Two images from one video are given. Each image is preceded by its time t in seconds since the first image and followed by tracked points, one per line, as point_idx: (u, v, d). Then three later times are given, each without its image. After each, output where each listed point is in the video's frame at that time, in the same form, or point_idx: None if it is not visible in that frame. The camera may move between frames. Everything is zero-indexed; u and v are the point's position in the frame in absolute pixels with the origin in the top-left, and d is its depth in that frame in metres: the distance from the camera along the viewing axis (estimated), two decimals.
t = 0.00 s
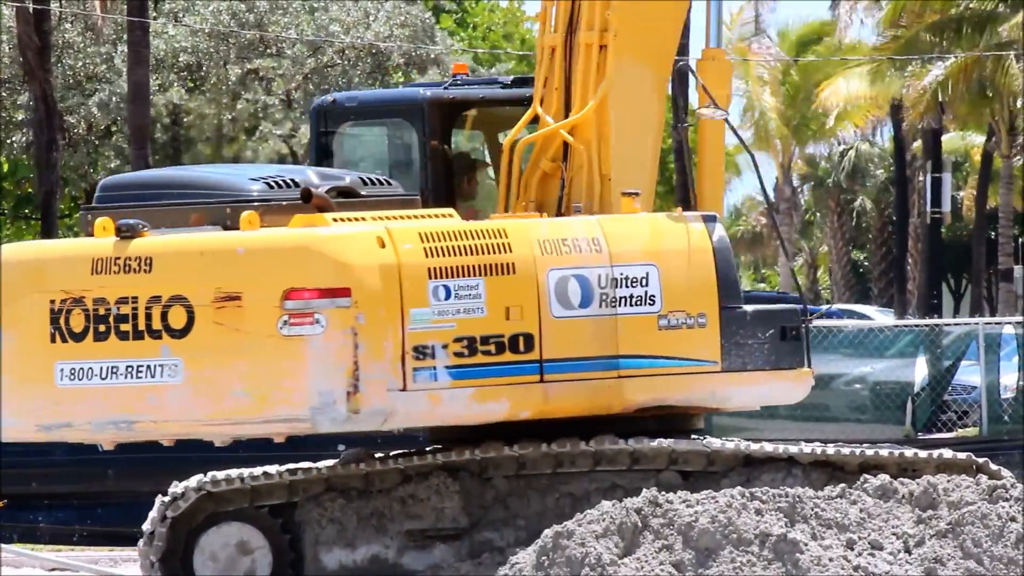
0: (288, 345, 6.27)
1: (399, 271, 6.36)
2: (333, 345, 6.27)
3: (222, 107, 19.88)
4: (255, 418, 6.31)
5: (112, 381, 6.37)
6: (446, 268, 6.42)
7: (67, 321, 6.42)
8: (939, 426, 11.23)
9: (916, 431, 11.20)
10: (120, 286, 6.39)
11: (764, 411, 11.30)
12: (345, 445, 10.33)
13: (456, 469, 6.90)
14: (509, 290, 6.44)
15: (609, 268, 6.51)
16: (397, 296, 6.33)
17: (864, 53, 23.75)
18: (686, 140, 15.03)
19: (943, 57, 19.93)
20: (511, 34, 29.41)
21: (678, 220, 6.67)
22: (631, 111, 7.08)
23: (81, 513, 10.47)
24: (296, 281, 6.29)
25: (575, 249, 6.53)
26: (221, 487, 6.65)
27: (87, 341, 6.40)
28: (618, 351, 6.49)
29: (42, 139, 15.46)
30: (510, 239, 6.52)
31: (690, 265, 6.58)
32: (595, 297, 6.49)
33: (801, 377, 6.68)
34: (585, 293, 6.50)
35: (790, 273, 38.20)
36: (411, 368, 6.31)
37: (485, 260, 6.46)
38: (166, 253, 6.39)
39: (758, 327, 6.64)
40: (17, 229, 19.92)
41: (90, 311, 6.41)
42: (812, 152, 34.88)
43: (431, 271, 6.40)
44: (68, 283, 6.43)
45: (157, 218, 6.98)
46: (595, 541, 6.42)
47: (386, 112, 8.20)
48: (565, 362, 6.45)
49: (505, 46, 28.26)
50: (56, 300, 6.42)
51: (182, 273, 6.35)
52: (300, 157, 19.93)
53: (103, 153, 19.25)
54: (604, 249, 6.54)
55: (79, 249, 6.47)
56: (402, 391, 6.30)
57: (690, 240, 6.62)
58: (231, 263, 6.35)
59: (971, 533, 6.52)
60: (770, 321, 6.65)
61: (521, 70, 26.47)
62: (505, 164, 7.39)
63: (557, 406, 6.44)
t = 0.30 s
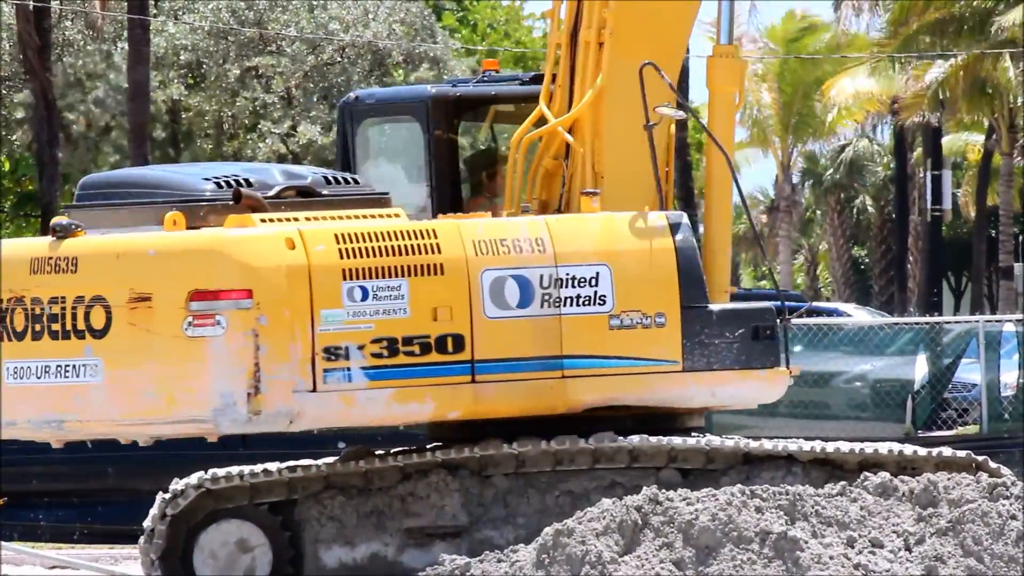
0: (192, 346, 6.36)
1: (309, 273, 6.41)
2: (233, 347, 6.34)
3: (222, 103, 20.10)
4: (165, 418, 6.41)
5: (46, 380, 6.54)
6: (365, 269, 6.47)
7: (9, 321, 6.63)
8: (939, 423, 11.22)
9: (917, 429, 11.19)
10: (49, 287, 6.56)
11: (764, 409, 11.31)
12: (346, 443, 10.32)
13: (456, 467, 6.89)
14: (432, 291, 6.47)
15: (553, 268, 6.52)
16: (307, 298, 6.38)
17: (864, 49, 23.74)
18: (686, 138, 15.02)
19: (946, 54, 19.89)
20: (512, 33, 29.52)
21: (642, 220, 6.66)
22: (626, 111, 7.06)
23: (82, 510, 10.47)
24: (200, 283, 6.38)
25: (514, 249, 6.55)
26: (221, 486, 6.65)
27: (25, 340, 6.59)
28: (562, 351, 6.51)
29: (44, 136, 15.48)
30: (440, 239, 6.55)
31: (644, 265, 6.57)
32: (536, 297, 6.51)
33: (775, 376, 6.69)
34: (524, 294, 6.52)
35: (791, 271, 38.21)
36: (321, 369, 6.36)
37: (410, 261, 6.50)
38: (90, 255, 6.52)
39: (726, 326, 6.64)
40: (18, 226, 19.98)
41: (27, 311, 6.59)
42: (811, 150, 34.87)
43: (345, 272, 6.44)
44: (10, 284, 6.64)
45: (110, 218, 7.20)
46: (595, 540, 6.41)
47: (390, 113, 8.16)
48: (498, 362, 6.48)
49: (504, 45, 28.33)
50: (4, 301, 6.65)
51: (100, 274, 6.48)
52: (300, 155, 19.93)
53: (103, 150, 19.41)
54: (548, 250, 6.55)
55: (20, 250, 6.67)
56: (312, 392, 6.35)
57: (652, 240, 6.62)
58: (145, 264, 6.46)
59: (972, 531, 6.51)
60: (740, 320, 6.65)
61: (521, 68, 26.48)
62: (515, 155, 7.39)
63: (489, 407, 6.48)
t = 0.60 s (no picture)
0: (119, 349, 6.44)
1: (238, 275, 6.47)
2: (157, 350, 6.42)
3: (223, 103, 20.09)
4: (98, 420, 6.50)
5: None
6: (302, 272, 6.52)
7: None
8: (940, 424, 11.20)
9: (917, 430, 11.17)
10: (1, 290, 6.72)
11: (764, 409, 11.30)
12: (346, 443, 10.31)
13: (457, 467, 6.88)
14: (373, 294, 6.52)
15: (506, 270, 6.55)
16: (235, 301, 6.44)
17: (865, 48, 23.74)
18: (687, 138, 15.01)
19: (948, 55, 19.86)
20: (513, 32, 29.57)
21: (607, 221, 6.66)
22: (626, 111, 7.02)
23: (83, 511, 10.47)
24: (128, 287, 6.46)
25: (463, 251, 6.57)
26: (222, 486, 6.65)
27: None
28: (515, 352, 6.54)
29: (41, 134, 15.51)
30: (382, 242, 6.59)
31: (602, 265, 6.57)
32: (485, 299, 6.54)
33: (748, 378, 6.68)
34: (473, 296, 6.54)
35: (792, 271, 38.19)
36: (250, 372, 6.43)
37: (352, 263, 6.55)
38: (35, 259, 6.65)
39: (692, 328, 6.62)
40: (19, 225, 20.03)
41: None
42: (811, 150, 34.86)
43: (278, 275, 6.50)
44: None
45: (91, 218, 7.53)
46: (595, 540, 6.41)
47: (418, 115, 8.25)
48: (443, 365, 6.52)
49: (505, 45, 28.37)
50: None
51: (42, 277, 6.61)
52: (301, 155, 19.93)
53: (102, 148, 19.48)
54: (500, 251, 6.57)
55: None
56: (241, 395, 6.43)
57: (616, 240, 6.62)
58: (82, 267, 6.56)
59: (972, 532, 6.51)
60: (707, 322, 6.64)
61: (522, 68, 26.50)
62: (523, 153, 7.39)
63: (433, 408, 6.51)
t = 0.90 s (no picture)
0: (67, 353, 6.44)
1: (186, 279, 6.51)
2: (104, 354, 6.45)
3: (224, 105, 20.18)
4: (49, 425, 6.49)
5: None
6: (254, 276, 6.57)
7: None
8: (941, 425, 11.20)
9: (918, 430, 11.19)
10: None
11: (765, 409, 11.29)
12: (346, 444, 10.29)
13: (458, 467, 6.88)
14: (329, 298, 6.58)
15: (467, 273, 6.61)
16: (183, 306, 6.49)
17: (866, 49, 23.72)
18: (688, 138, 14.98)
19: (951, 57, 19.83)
20: (514, 34, 29.56)
21: (576, 225, 6.70)
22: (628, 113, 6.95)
23: (83, 512, 10.48)
24: (77, 291, 6.47)
25: (422, 255, 6.64)
26: (222, 488, 6.64)
27: None
28: (476, 356, 6.59)
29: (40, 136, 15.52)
30: (338, 245, 6.64)
31: (566, 269, 6.62)
32: (446, 303, 6.60)
33: (722, 381, 6.72)
34: (433, 300, 6.61)
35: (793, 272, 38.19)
36: (200, 376, 6.48)
37: (307, 268, 6.60)
38: None
39: (665, 330, 6.66)
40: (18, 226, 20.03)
41: None
42: (813, 151, 34.83)
43: (228, 279, 6.54)
44: None
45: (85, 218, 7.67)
46: (595, 541, 6.41)
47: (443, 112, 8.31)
48: (399, 368, 6.58)
49: (506, 47, 28.39)
50: None
51: None
52: (302, 155, 19.92)
53: (103, 150, 19.50)
54: (461, 255, 6.63)
55: None
56: (190, 398, 6.47)
57: (585, 243, 6.66)
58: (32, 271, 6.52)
59: (973, 533, 6.52)
60: (680, 324, 6.67)
61: (523, 69, 26.53)
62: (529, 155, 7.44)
63: (390, 412, 6.56)
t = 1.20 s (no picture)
0: (33, 356, 6.44)
1: (151, 283, 6.53)
2: (68, 357, 6.47)
3: (224, 107, 20.16)
4: (14, 427, 6.49)
5: None
6: (221, 280, 6.59)
7: None
8: (942, 426, 11.19)
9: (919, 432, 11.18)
10: None
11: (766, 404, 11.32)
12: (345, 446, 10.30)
13: (457, 470, 6.88)
14: (299, 301, 6.60)
15: (438, 276, 6.62)
16: (148, 310, 6.51)
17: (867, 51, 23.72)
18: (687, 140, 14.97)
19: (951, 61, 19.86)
20: (513, 35, 29.55)
21: (552, 229, 6.70)
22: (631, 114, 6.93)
23: (83, 513, 10.50)
24: (43, 293, 6.47)
25: (394, 258, 6.65)
26: (221, 490, 6.64)
27: None
28: (447, 359, 6.62)
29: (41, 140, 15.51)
30: (308, 249, 6.66)
31: (539, 273, 6.63)
32: (416, 306, 6.63)
33: (700, 384, 6.72)
34: (403, 303, 6.63)
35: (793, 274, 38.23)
36: (166, 379, 6.52)
37: (276, 272, 6.62)
38: None
39: (645, 333, 6.66)
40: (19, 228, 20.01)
41: None
42: (813, 152, 34.82)
43: (193, 282, 6.56)
44: None
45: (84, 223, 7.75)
46: (596, 543, 6.41)
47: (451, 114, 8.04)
48: (370, 371, 6.61)
49: (504, 48, 28.40)
50: None
51: None
52: (302, 156, 19.96)
53: (104, 153, 19.50)
54: (433, 258, 6.64)
55: None
56: (155, 402, 6.51)
57: (561, 247, 6.67)
58: None
59: (973, 534, 6.52)
60: (658, 327, 6.66)
61: (522, 71, 26.58)
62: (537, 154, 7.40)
63: (360, 415, 6.60)
